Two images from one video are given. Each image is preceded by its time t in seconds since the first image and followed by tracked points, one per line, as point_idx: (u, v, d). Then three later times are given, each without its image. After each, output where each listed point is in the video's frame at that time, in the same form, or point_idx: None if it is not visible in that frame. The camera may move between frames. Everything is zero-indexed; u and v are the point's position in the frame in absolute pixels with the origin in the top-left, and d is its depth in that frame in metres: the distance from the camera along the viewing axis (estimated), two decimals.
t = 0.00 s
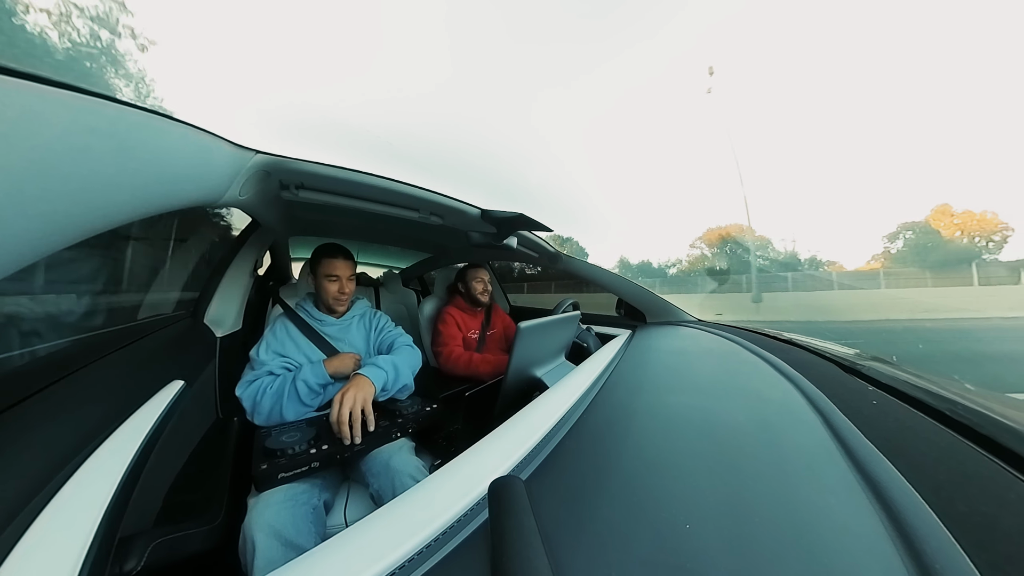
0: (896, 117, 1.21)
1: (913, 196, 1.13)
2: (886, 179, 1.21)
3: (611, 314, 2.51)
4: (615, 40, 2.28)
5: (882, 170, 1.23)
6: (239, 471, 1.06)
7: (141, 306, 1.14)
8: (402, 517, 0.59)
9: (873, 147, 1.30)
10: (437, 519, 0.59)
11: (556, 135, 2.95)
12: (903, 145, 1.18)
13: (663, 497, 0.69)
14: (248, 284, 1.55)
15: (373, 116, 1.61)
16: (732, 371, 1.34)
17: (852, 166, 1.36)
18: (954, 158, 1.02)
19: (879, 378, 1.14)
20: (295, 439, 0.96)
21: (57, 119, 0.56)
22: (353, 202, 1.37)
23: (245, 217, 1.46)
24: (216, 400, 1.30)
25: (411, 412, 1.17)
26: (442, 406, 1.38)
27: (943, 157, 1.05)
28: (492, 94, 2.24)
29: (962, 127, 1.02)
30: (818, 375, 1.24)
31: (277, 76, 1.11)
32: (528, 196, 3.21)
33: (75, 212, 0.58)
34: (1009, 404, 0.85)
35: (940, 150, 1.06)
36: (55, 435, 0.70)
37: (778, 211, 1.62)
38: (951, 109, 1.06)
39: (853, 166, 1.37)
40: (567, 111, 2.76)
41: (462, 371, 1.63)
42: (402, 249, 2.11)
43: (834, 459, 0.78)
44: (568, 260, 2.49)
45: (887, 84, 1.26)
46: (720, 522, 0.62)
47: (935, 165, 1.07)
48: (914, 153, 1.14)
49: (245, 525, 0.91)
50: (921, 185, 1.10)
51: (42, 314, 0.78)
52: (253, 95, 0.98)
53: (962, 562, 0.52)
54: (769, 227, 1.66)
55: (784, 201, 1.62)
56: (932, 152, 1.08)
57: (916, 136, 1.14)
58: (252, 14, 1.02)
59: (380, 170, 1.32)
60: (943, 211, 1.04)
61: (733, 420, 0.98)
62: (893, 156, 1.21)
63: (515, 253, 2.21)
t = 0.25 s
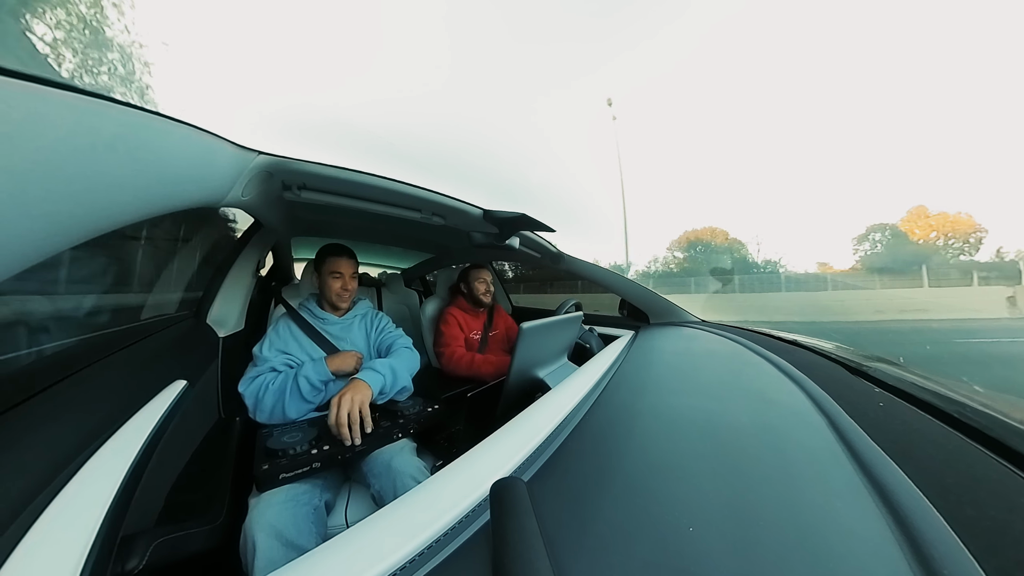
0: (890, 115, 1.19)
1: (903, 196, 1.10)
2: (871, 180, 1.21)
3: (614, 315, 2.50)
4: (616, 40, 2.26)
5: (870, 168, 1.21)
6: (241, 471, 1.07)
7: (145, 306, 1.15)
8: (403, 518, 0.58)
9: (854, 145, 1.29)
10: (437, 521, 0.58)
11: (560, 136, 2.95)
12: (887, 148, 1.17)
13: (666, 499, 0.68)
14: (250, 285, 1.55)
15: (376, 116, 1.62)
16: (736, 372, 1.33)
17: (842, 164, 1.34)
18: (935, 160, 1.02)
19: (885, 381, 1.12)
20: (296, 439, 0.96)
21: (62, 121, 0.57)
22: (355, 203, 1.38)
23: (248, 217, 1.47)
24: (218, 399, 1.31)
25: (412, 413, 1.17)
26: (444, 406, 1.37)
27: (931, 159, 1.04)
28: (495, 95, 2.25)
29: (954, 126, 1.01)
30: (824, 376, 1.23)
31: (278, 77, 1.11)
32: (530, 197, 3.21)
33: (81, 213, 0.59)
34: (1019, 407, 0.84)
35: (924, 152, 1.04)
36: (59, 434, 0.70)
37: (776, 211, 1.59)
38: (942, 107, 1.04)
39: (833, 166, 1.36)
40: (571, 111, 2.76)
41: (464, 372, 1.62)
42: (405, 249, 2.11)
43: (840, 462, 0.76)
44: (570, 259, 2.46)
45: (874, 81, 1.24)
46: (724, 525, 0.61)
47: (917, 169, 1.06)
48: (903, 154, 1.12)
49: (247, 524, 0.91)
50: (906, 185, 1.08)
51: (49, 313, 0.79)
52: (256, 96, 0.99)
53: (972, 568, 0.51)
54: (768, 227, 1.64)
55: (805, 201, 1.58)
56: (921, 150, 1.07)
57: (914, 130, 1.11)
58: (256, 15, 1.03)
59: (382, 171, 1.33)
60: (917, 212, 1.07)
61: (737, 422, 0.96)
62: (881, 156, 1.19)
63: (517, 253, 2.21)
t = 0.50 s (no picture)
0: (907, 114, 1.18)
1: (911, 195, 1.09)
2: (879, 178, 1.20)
3: (616, 315, 2.50)
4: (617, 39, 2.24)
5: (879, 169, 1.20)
6: (242, 470, 1.07)
7: (147, 306, 1.16)
8: (404, 518, 0.58)
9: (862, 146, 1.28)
10: (438, 522, 0.58)
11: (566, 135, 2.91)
12: (898, 149, 1.18)
13: (669, 502, 0.67)
14: (253, 285, 1.55)
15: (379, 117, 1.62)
16: (740, 373, 1.32)
17: (849, 163, 1.34)
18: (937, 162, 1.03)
19: (892, 383, 1.11)
20: (298, 439, 0.96)
21: (65, 123, 0.57)
22: (356, 203, 1.36)
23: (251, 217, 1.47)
24: (220, 398, 1.31)
25: (414, 414, 1.16)
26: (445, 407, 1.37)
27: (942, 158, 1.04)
28: (498, 94, 2.25)
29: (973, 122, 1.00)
30: (829, 378, 1.21)
31: (279, 78, 1.12)
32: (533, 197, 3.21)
33: (85, 214, 0.59)
34: None
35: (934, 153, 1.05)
36: (64, 430, 0.71)
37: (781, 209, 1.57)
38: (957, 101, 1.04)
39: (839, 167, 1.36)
40: (577, 112, 2.76)
41: (466, 373, 1.61)
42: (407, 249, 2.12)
43: (845, 465, 0.75)
44: (572, 260, 2.46)
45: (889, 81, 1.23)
46: (728, 529, 0.60)
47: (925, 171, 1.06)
48: (917, 157, 1.11)
49: (248, 524, 0.91)
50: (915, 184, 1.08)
51: (52, 314, 0.80)
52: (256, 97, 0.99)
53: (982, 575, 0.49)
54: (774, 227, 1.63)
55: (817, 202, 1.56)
56: (938, 152, 1.07)
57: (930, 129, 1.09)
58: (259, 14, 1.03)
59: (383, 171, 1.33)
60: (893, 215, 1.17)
61: (741, 424, 0.95)
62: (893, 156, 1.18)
63: (519, 253, 2.20)
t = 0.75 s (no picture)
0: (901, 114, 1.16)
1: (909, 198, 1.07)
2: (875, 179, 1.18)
3: (620, 316, 2.49)
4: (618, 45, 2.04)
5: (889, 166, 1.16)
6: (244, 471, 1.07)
7: (150, 307, 1.16)
8: (405, 521, 0.58)
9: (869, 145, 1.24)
10: (440, 524, 0.57)
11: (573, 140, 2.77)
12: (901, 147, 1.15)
13: (673, 505, 0.66)
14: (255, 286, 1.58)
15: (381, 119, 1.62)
16: (745, 374, 1.30)
17: (846, 164, 1.32)
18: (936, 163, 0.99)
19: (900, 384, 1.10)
20: (300, 440, 0.96)
21: (69, 125, 0.57)
22: (358, 204, 1.37)
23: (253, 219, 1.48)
24: (221, 399, 1.32)
25: (416, 415, 1.16)
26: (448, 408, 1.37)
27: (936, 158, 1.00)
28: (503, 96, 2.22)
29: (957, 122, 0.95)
30: (836, 380, 1.20)
31: (281, 80, 1.12)
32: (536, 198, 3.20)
33: (87, 215, 0.59)
34: None
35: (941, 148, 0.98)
36: (63, 432, 0.71)
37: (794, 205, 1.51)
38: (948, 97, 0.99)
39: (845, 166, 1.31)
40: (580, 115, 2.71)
41: (468, 374, 1.61)
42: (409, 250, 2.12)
43: (851, 467, 0.74)
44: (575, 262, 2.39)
45: (896, 77, 1.13)
46: (732, 531, 0.59)
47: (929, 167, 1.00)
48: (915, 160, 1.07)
49: (249, 525, 0.91)
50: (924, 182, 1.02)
51: (59, 314, 0.81)
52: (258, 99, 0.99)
53: None
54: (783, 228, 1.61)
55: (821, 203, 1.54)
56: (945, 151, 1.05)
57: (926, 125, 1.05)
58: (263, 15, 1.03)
59: (385, 172, 1.33)
60: (864, 216, 1.29)
61: (745, 425, 0.94)
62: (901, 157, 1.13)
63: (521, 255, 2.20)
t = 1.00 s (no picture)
0: (885, 114, 1.10)
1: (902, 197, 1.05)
2: (863, 180, 1.15)
3: (622, 316, 2.47)
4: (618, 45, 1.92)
5: (877, 168, 1.12)
6: (246, 472, 1.07)
7: (152, 308, 1.17)
8: (407, 524, 0.57)
9: (858, 146, 1.17)
10: (442, 526, 0.57)
11: (575, 143, 2.64)
12: (876, 151, 1.11)
13: (676, 506, 0.66)
14: (257, 286, 1.59)
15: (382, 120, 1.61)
16: (748, 375, 1.29)
17: (831, 165, 1.26)
18: (938, 165, 0.95)
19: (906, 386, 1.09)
20: (302, 441, 0.96)
21: (73, 127, 0.57)
22: (361, 205, 1.38)
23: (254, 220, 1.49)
24: (222, 400, 1.32)
25: (417, 416, 1.16)
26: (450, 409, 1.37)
27: (935, 159, 0.96)
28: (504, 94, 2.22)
29: (956, 124, 0.92)
30: (840, 381, 1.19)
31: (283, 80, 1.12)
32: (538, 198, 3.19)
33: (88, 216, 0.59)
34: None
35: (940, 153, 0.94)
36: (67, 433, 0.71)
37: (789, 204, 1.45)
38: (941, 101, 0.95)
39: (834, 166, 1.25)
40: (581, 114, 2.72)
41: (469, 375, 1.60)
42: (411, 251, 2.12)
43: (856, 468, 0.73)
44: (575, 262, 2.45)
45: (895, 77, 1.07)
46: (736, 534, 0.58)
47: (930, 169, 0.97)
48: (902, 164, 1.04)
49: (251, 526, 0.91)
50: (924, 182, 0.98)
51: (58, 316, 0.81)
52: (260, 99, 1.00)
53: None
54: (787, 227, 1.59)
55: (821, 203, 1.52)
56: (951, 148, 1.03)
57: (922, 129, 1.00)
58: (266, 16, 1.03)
59: (386, 172, 1.33)
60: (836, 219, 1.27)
61: (748, 426, 0.94)
62: (883, 162, 1.09)
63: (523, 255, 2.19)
